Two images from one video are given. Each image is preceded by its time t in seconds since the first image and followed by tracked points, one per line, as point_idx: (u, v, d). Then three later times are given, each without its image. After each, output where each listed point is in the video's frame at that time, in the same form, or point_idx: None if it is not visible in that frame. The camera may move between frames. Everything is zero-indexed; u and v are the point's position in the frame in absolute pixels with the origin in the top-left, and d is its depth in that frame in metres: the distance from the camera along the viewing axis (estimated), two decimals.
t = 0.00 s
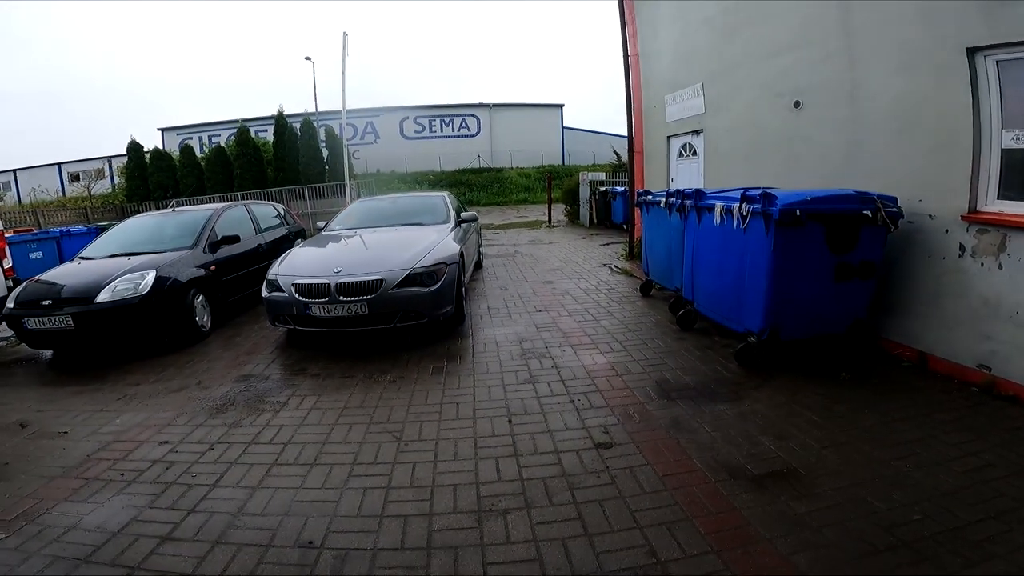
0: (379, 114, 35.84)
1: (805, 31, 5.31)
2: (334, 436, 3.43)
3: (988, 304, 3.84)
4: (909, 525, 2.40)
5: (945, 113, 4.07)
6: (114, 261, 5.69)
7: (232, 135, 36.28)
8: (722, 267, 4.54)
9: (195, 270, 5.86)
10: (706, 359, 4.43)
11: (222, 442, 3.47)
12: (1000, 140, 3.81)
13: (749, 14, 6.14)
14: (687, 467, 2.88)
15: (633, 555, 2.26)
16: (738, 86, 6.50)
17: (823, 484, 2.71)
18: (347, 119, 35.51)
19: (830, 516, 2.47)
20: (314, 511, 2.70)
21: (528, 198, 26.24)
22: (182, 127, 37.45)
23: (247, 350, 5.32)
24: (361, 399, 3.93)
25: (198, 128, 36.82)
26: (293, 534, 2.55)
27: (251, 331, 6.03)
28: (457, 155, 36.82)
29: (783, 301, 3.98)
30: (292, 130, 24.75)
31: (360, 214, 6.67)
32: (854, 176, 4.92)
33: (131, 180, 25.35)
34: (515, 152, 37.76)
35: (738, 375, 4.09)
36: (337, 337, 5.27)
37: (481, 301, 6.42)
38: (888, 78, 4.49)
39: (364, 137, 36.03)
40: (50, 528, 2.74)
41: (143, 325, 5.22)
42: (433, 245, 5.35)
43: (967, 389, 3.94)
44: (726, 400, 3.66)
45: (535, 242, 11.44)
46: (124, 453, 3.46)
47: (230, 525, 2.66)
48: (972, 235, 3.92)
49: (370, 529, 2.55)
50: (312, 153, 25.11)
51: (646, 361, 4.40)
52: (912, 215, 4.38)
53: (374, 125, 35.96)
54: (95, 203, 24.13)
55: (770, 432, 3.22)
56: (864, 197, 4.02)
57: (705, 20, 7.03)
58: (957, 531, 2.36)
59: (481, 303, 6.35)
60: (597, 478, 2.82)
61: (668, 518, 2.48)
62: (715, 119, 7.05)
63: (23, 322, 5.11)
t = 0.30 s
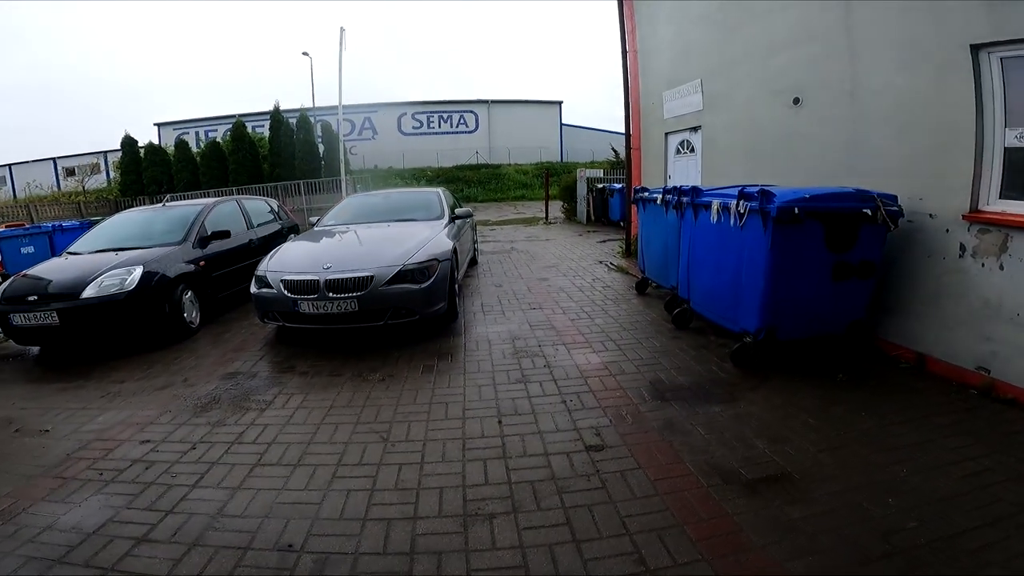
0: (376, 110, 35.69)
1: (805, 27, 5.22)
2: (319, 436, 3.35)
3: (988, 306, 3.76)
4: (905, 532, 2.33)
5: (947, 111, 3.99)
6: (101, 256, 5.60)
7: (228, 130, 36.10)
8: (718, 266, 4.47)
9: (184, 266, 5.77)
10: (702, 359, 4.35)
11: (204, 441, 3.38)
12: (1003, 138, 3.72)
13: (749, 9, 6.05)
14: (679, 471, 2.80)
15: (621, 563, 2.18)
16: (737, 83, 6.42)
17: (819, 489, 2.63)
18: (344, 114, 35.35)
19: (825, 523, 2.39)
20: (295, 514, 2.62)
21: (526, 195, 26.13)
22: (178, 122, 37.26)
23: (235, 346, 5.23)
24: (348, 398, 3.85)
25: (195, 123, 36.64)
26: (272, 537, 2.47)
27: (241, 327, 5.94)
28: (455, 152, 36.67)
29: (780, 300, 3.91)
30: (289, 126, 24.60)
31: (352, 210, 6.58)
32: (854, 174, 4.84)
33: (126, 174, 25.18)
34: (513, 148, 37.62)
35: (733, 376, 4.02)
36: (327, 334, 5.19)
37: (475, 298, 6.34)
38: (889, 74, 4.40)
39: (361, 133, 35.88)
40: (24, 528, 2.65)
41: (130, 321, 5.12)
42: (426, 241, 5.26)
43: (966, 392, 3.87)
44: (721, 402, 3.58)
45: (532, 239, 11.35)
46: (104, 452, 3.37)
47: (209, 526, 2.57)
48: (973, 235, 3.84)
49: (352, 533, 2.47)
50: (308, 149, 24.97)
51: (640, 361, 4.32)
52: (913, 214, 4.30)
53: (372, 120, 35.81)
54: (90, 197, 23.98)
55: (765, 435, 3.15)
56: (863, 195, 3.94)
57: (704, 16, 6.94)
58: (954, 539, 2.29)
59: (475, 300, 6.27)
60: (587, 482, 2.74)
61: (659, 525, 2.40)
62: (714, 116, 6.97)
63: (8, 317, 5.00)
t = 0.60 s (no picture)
0: (375, 106, 35.61)
1: (804, 22, 5.15)
2: (302, 433, 3.30)
3: (985, 306, 3.71)
4: (893, 538, 2.28)
5: (947, 108, 3.92)
6: (89, 250, 5.53)
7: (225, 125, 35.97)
8: (711, 263, 4.42)
9: (172, 261, 5.70)
10: (694, 358, 4.30)
11: (186, 438, 3.33)
12: (1002, 136, 3.66)
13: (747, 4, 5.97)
14: (666, 472, 2.75)
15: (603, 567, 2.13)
16: (734, 79, 6.35)
17: (807, 492, 2.58)
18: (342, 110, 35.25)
19: (812, 527, 2.34)
20: (274, 512, 2.57)
21: (524, 191, 26.06)
22: (175, 117, 37.13)
23: (223, 342, 5.17)
24: (334, 395, 3.79)
25: (192, 118, 36.51)
26: (249, 535, 2.42)
27: (231, 322, 5.88)
28: (453, 148, 36.56)
29: (773, 299, 3.85)
30: (285, 121, 24.48)
31: (345, 205, 6.51)
32: (851, 171, 4.78)
33: (121, 168, 25.05)
34: (512, 145, 37.54)
35: (726, 375, 3.96)
36: (317, 330, 5.13)
37: (467, 294, 6.28)
38: (887, 70, 4.34)
39: (359, 129, 35.78)
40: None
41: (117, 316, 5.06)
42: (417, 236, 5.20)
43: (960, 393, 3.82)
44: (711, 401, 3.53)
45: (527, 235, 11.30)
46: (84, 448, 3.30)
47: (185, 523, 2.52)
48: (970, 234, 3.78)
49: (330, 532, 2.41)
50: (305, 144, 24.86)
51: (631, 359, 4.27)
52: (909, 212, 4.24)
53: (370, 116, 35.70)
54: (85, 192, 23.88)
55: (754, 436, 3.10)
56: (859, 193, 3.89)
57: (702, 12, 6.87)
58: (942, 545, 2.24)
59: (467, 296, 6.21)
60: (572, 483, 2.69)
61: (643, 527, 2.35)
62: (711, 113, 6.91)
63: None
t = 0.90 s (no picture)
0: (375, 101, 35.53)
1: (804, 18, 5.09)
2: (289, 430, 3.26)
3: (981, 307, 3.66)
4: (882, 542, 2.24)
5: (946, 106, 3.86)
6: (80, 244, 5.48)
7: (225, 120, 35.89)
8: (706, 260, 4.37)
9: (165, 255, 5.66)
10: (687, 356, 4.26)
11: (171, 434, 3.29)
12: (1002, 134, 3.60)
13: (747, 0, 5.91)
14: (654, 473, 2.72)
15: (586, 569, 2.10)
16: (733, 75, 6.29)
17: (796, 495, 2.54)
18: (342, 105, 35.18)
19: (800, 531, 2.31)
20: (255, 508, 2.54)
21: (523, 187, 26.00)
22: (175, 111, 37.04)
23: (214, 336, 5.13)
24: (323, 391, 3.76)
25: (192, 112, 36.44)
26: (229, 531, 2.39)
27: (223, 317, 5.85)
28: (453, 143, 36.49)
29: (767, 297, 3.81)
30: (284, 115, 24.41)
31: (340, 199, 6.47)
32: (849, 169, 4.73)
33: (119, 162, 25.00)
34: (512, 141, 37.44)
35: (718, 374, 3.92)
36: (308, 325, 5.10)
37: (462, 290, 6.24)
38: (887, 67, 4.28)
39: (359, 124, 35.70)
40: None
41: (108, 310, 5.01)
42: (411, 231, 5.15)
43: (955, 394, 3.78)
44: (703, 401, 3.49)
45: (525, 231, 11.26)
46: (69, 442, 3.26)
47: (165, 519, 2.49)
48: (968, 234, 3.74)
49: (311, 530, 2.38)
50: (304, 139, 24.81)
51: (624, 357, 4.23)
52: (907, 211, 4.19)
53: (370, 111, 35.63)
54: (83, 186, 23.84)
55: (745, 436, 3.05)
56: (855, 191, 3.84)
57: (702, 7, 6.80)
58: (932, 549, 2.20)
59: (462, 292, 6.18)
60: (558, 483, 2.65)
61: (628, 529, 2.32)
62: (710, 110, 6.85)
63: None
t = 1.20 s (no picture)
0: (379, 96, 35.50)
1: (811, 14, 5.02)
2: (286, 424, 3.25)
3: (985, 307, 3.62)
4: (879, 545, 2.21)
5: (954, 103, 3.80)
6: (82, 237, 5.47)
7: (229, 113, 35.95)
8: (708, 258, 4.33)
9: (166, 248, 5.66)
10: (688, 354, 4.23)
11: (168, 428, 3.28)
12: (1011, 132, 3.54)
13: None
14: (651, 472, 2.70)
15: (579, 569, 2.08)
16: (739, 71, 6.22)
17: (794, 496, 2.51)
18: (346, 99, 35.16)
19: (797, 532, 2.28)
20: (250, 503, 2.53)
21: (526, 183, 25.97)
22: (179, 104, 37.13)
23: (214, 330, 5.13)
24: (321, 386, 3.75)
25: (196, 106, 36.50)
26: (223, 526, 2.38)
27: (224, 310, 5.85)
28: (457, 138, 36.43)
29: (769, 296, 3.78)
30: (288, 110, 24.41)
31: (341, 193, 6.45)
32: (854, 167, 4.67)
33: (123, 155, 25.08)
34: (516, 137, 37.36)
35: (719, 372, 3.89)
36: (309, 319, 5.09)
37: (463, 285, 6.22)
38: (895, 64, 4.21)
39: (363, 118, 35.68)
40: None
41: (109, 303, 5.01)
42: (412, 226, 5.13)
43: (957, 395, 3.74)
44: (702, 399, 3.46)
45: (527, 226, 11.23)
46: (67, 436, 3.26)
47: (159, 514, 2.48)
48: (974, 233, 3.68)
49: (305, 526, 2.37)
50: (308, 133, 24.82)
51: (624, 354, 4.20)
52: (913, 210, 4.14)
53: (374, 106, 35.61)
54: (88, 179, 23.94)
55: (744, 436, 3.03)
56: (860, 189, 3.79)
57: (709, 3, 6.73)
58: (929, 552, 2.17)
59: (463, 287, 6.16)
60: (555, 481, 2.63)
61: (624, 529, 2.30)
62: (715, 106, 6.78)
63: None
